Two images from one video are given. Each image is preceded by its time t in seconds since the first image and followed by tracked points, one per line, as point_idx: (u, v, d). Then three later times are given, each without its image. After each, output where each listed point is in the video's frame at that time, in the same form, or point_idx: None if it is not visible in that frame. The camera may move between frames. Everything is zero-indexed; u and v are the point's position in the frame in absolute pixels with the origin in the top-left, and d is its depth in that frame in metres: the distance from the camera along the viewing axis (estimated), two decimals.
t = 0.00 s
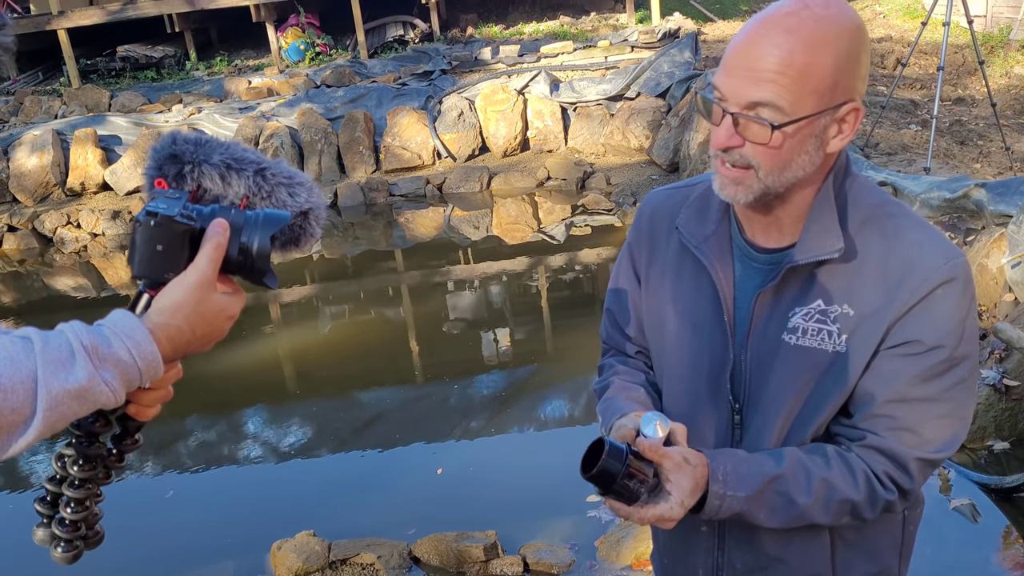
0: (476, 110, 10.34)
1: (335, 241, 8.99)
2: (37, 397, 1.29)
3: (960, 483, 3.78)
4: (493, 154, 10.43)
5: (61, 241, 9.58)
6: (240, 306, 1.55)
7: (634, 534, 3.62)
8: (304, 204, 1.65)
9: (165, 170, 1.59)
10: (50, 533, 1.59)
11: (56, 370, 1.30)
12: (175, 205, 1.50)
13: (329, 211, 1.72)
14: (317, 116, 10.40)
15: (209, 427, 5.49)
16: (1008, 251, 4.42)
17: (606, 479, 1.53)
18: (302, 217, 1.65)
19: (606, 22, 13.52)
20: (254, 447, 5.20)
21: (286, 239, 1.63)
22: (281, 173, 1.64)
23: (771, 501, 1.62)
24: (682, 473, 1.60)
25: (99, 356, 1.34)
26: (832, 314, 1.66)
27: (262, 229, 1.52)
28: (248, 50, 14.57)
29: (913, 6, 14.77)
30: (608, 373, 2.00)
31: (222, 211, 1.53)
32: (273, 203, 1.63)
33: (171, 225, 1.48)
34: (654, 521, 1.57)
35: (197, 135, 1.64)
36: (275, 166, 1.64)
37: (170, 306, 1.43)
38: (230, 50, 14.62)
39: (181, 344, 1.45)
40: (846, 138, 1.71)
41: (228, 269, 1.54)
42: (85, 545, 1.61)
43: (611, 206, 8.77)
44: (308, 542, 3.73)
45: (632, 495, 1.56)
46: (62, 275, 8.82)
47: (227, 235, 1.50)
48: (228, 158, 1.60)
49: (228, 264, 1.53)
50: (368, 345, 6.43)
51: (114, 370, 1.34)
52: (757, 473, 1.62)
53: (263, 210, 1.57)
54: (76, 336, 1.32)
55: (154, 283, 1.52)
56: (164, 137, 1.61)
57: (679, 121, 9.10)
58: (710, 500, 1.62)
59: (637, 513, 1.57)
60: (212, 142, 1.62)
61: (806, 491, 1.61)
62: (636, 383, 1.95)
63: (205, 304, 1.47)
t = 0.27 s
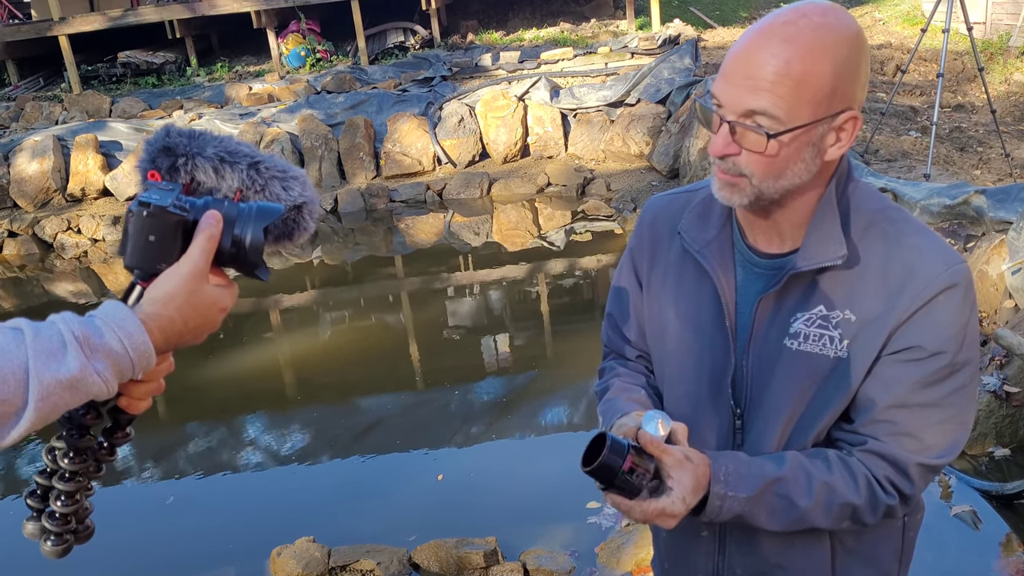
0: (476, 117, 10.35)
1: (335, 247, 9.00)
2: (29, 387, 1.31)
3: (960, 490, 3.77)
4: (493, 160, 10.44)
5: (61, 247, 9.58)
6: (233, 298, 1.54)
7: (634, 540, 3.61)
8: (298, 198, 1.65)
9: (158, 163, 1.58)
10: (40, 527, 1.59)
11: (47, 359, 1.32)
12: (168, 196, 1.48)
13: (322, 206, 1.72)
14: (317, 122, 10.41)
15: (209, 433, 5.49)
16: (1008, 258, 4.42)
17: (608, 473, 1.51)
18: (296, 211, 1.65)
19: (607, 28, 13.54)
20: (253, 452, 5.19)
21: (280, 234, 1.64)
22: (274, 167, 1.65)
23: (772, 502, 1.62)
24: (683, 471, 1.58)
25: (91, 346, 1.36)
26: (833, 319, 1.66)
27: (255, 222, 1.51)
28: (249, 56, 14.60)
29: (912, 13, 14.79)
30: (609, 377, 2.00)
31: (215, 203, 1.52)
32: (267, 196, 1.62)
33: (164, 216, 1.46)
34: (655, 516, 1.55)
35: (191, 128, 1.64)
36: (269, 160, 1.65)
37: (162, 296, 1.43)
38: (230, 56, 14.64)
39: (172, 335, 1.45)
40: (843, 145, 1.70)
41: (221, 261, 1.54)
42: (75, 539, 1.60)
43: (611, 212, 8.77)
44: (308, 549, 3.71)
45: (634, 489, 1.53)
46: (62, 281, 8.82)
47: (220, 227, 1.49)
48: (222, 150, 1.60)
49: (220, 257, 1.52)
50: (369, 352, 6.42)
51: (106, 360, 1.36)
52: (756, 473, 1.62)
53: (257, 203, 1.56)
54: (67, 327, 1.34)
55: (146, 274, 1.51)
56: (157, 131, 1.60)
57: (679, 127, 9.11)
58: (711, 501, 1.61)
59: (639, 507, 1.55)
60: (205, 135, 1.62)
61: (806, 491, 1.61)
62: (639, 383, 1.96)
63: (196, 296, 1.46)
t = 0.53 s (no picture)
0: (477, 122, 10.36)
1: (335, 252, 9.00)
2: (19, 377, 1.31)
3: (961, 496, 3.76)
4: (494, 165, 10.45)
5: (61, 252, 9.59)
6: (226, 293, 1.54)
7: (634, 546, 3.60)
8: (293, 195, 1.63)
9: (153, 157, 1.58)
10: (27, 521, 1.59)
11: (37, 351, 1.32)
12: (161, 189, 1.50)
13: (319, 205, 1.70)
14: (318, 127, 10.42)
15: (209, 438, 5.48)
16: (1008, 263, 4.42)
17: (603, 484, 1.55)
18: (291, 208, 1.63)
19: (607, 34, 13.57)
20: (253, 458, 5.19)
21: (274, 231, 1.62)
22: (270, 164, 1.64)
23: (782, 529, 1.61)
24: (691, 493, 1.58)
25: (81, 338, 1.36)
26: (836, 324, 1.66)
27: (248, 217, 1.51)
28: (250, 61, 14.63)
29: (912, 19, 14.82)
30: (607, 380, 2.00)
31: (209, 197, 1.52)
32: (262, 193, 1.61)
33: (156, 208, 1.47)
34: (662, 531, 1.55)
35: (189, 126, 1.65)
36: (265, 157, 1.65)
37: (154, 288, 1.44)
38: (231, 62, 14.68)
39: (164, 328, 1.47)
40: (847, 152, 1.71)
41: (214, 256, 1.54)
42: (62, 534, 1.60)
43: (611, 217, 8.78)
44: (307, 554, 3.71)
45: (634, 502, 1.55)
46: (62, 285, 8.83)
47: (212, 221, 1.49)
48: (218, 146, 1.60)
49: (213, 251, 1.53)
50: (369, 357, 6.42)
51: (96, 352, 1.37)
52: (762, 499, 1.61)
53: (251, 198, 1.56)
54: (57, 317, 1.34)
55: (139, 267, 1.52)
56: (155, 124, 1.61)
57: (679, 132, 9.12)
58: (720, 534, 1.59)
59: (643, 521, 1.55)
60: (202, 131, 1.62)
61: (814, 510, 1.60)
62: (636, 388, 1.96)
63: (189, 289, 1.47)
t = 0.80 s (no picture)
0: (476, 126, 10.37)
1: (335, 256, 9.00)
2: (7, 368, 1.31)
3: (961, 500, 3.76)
4: (493, 169, 10.46)
5: (61, 256, 9.59)
6: (216, 285, 1.54)
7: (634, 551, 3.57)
8: (286, 190, 1.63)
9: (147, 148, 1.57)
10: (10, 512, 1.58)
11: (24, 341, 1.32)
12: (153, 180, 1.48)
13: (311, 199, 1.70)
14: (318, 131, 10.43)
15: (208, 442, 5.47)
16: (1008, 267, 4.42)
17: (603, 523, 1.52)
18: (283, 203, 1.63)
19: (606, 38, 13.60)
20: (252, 462, 5.18)
21: (266, 226, 1.61)
22: (264, 158, 1.64)
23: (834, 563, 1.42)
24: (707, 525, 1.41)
25: (69, 328, 1.36)
26: (833, 324, 1.67)
27: (240, 210, 1.50)
28: (250, 66, 14.67)
29: (911, 23, 14.86)
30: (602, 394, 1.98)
31: (201, 189, 1.51)
32: (255, 186, 1.61)
33: (148, 199, 1.46)
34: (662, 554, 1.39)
35: (183, 115, 1.63)
36: (259, 151, 1.64)
37: (143, 280, 1.44)
38: (231, 67, 14.71)
39: (152, 318, 1.46)
40: (849, 153, 1.73)
41: (205, 248, 1.53)
42: (46, 526, 1.58)
43: (611, 221, 8.79)
44: (307, 558, 3.70)
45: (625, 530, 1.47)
46: (61, 289, 8.83)
47: (204, 213, 1.48)
48: (211, 138, 1.59)
49: (204, 245, 1.52)
50: (369, 361, 6.42)
51: (84, 343, 1.36)
52: (803, 527, 1.44)
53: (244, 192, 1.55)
54: (45, 309, 1.34)
55: (129, 257, 1.51)
56: (150, 112, 1.59)
57: (679, 137, 9.14)
58: None
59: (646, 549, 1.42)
60: (196, 122, 1.61)
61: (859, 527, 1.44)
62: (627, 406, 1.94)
63: (178, 281, 1.47)
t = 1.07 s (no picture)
0: (476, 130, 10.38)
1: (335, 260, 9.00)
2: None
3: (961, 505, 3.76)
4: (494, 174, 10.47)
5: (61, 259, 9.59)
6: (206, 274, 1.54)
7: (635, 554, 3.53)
8: (280, 181, 1.62)
9: (140, 137, 1.56)
10: None
11: (13, 329, 1.31)
12: (145, 167, 1.48)
13: (304, 191, 1.68)
14: (318, 135, 10.44)
15: (208, 446, 5.47)
16: (1007, 272, 4.43)
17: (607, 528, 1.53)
18: (277, 194, 1.61)
19: (606, 43, 13.63)
20: (252, 466, 5.18)
21: (258, 216, 1.60)
22: (258, 149, 1.61)
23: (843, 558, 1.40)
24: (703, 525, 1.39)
25: (57, 315, 1.34)
26: (829, 326, 1.66)
27: (232, 199, 1.49)
28: (250, 70, 14.69)
29: (911, 28, 14.88)
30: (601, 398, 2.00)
31: (193, 177, 1.51)
32: (249, 177, 1.59)
33: (139, 185, 1.46)
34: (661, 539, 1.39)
35: (178, 105, 1.61)
36: (253, 141, 1.61)
37: (132, 267, 1.43)
38: (231, 71, 14.73)
39: (141, 306, 1.45)
40: (844, 160, 1.72)
41: (196, 236, 1.53)
42: (31, 514, 1.59)
43: (611, 225, 8.80)
44: (307, 562, 3.70)
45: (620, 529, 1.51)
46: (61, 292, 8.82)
47: (196, 201, 1.48)
48: (206, 128, 1.56)
49: (195, 233, 1.52)
50: (368, 365, 6.42)
51: (72, 329, 1.34)
52: (810, 520, 1.43)
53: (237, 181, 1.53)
54: (33, 295, 1.32)
55: (120, 244, 1.50)
56: (145, 100, 1.56)
57: (679, 141, 9.15)
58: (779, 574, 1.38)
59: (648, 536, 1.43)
60: (192, 111, 1.59)
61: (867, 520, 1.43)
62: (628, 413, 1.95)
63: (168, 269, 1.46)
